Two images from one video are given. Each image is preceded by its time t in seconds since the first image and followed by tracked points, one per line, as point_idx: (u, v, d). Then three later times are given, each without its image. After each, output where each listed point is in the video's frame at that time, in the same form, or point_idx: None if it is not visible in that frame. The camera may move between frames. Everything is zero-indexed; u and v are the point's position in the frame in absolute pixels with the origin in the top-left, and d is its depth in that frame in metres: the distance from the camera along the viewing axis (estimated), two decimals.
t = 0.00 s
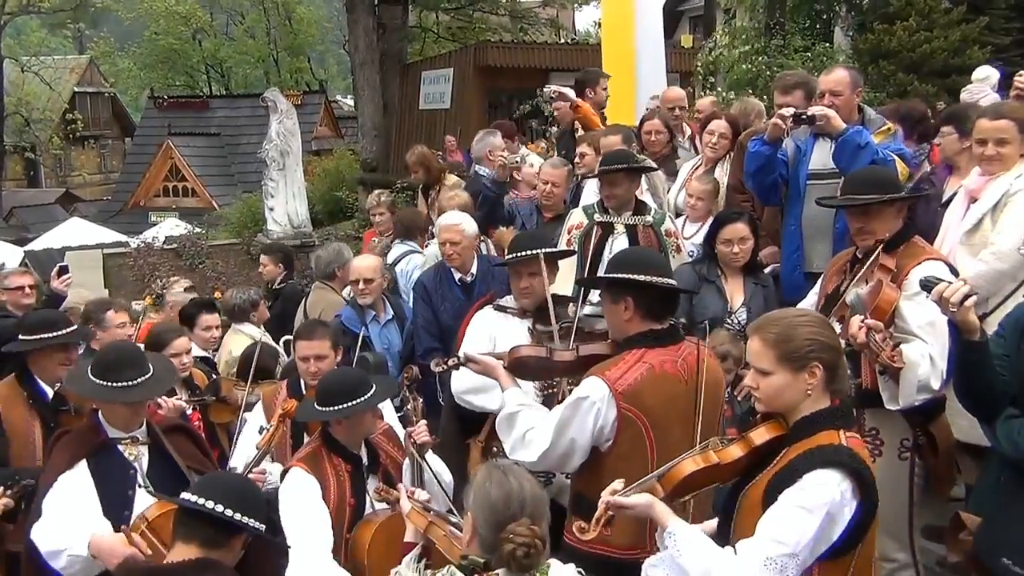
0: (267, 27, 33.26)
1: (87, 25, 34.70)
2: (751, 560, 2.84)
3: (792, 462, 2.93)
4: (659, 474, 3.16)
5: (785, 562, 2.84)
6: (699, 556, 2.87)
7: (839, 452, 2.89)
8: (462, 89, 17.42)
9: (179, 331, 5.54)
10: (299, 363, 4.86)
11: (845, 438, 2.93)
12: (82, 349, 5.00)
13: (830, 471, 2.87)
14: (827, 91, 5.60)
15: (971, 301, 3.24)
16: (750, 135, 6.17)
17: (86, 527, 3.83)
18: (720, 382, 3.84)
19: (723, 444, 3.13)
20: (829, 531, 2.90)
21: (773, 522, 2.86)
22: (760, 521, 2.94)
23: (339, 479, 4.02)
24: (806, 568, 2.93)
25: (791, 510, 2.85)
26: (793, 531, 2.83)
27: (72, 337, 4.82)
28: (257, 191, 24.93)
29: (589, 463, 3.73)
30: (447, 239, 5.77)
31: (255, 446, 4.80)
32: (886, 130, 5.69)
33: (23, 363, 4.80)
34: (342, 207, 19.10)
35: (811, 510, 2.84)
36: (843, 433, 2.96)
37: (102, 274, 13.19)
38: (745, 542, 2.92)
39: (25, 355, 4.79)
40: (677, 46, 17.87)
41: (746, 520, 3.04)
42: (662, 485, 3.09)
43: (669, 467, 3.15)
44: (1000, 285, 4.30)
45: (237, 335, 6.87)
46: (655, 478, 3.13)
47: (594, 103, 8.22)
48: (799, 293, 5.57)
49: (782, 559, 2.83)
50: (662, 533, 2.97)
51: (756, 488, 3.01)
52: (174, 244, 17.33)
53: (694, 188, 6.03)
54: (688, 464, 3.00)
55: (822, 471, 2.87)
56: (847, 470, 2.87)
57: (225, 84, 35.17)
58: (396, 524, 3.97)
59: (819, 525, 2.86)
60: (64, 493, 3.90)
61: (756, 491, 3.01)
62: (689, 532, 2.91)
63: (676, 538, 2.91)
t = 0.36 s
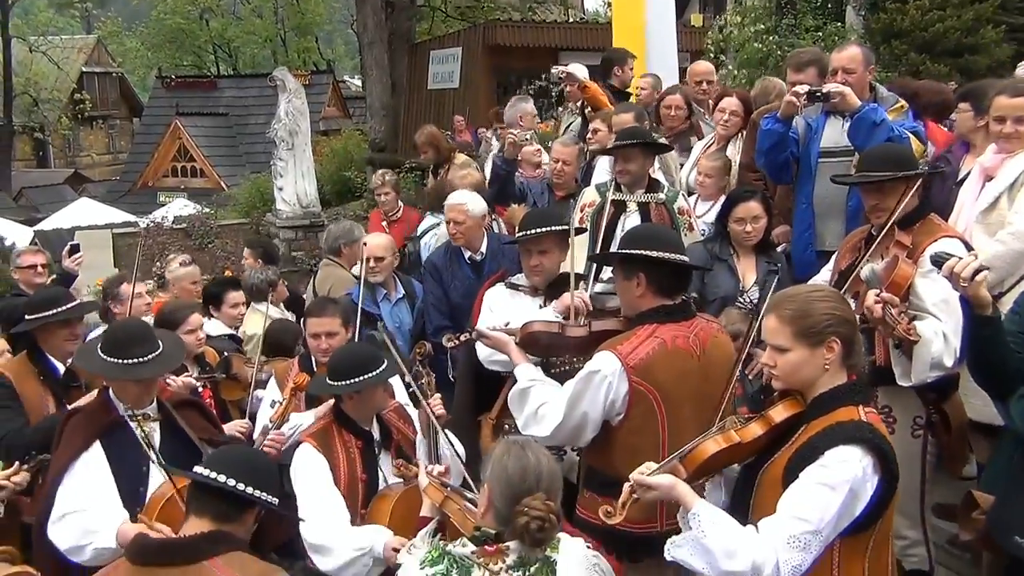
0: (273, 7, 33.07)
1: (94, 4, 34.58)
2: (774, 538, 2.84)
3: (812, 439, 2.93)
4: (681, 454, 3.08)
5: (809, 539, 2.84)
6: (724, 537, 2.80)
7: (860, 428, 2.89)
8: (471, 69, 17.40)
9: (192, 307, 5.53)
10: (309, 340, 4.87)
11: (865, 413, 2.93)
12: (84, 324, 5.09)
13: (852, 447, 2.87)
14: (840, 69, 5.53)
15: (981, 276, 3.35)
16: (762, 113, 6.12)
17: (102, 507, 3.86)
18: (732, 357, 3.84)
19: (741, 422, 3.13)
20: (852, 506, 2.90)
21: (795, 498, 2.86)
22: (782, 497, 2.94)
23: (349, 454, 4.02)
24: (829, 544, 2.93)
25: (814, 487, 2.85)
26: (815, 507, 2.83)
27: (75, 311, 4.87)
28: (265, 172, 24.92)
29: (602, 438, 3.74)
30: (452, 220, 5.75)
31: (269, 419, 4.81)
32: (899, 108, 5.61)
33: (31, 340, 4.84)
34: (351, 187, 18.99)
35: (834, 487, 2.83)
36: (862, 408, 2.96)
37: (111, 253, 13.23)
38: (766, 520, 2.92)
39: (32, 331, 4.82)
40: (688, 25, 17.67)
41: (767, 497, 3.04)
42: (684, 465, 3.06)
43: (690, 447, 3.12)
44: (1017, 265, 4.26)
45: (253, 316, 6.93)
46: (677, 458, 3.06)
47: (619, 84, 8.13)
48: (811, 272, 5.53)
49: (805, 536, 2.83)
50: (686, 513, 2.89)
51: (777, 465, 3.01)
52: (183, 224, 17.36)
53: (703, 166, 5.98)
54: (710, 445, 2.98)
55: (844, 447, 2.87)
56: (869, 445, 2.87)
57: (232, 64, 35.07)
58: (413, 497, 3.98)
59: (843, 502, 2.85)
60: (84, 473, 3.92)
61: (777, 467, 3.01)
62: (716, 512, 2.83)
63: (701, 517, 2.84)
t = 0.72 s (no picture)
0: None
1: None
2: (790, 519, 2.84)
3: (830, 420, 2.92)
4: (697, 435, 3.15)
5: (824, 521, 2.84)
6: (739, 517, 2.82)
7: (879, 409, 2.88)
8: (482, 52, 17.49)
9: (207, 286, 5.57)
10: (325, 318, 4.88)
11: (884, 394, 2.92)
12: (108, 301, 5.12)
13: (869, 430, 2.86)
14: (855, 45, 5.49)
15: (997, 254, 3.35)
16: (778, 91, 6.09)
17: (106, 485, 3.97)
18: (747, 334, 3.84)
19: (758, 402, 3.13)
20: (868, 488, 2.89)
21: (811, 479, 2.86)
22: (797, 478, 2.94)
23: (366, 429, 4.05)
24: (845, 525, 2.93)
25: (829, 468, 2.85)
26: (830, 488, 2.83)
27: (98, 285, 4.94)
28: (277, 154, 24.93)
29: (616, 415, 3.76)
30: (464, 199, 5.77)
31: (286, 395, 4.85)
32: (916, 84, 5.57)
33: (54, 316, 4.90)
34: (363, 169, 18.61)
35: (849, 470, 2.83)
36: (881, 389, 2.95)
37: (125, 235, 13.28)
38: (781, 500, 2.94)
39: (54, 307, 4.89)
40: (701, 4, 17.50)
41: (782, 478, 3.04)
42: (700, 447, 3.08)
43: (707, 429, 3.14)
44: None
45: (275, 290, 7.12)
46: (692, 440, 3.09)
47: (643, 66, 7.96)
48: (827, 250, 5.52)
49: (821, 518, 2.84)
50: (700, 495, 2.91)
51: (793, 444, 3.01)
52: (196, 205, 17.50)
53: (717, 143, 5.95)
54: (727, 426, 3.00)
55: (861, 429, 2.86)
56: (888, 428, 2.86)
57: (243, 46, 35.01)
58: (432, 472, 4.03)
59: (859, 484, 2.85)
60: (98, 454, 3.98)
61: (794, 447, 3.00)
62: (729, 493, 2.86)
63: (715, 499, 2.86)
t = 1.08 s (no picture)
0: None
1: None
2: (797, 507, 2.85)
3: (842, 411, 2.91)
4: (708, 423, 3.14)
5: (833, 512, 2.83)
6: (748, 505, 2.86)
7: (893, 402, 2.85)
8: (503, 37, 17.40)
9: (229, 270, 5.57)
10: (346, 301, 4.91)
11: (900, 386, 2.89)
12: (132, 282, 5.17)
13: (882, 423, 2.83)
14: (881, 31, 5.43)
15: None
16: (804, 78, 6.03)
17: (135, 465, 4.02)
18: (768, 319, 3.82)
19: (774, 389, 3.12)
20: (880, 480, 2.87)
21: (820, 470, 2.85)
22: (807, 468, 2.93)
23: (388, 412, 4.08)
24: (855, 517, 2.92)
25: (838, 460, 2.83)
26: (839, 480, 2.82)
27: (123, 268, 4.97)
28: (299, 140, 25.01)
29: (634, 398, 3.76)
30: (493, 182, 5.77)
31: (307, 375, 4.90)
32: (944, 69, 5.47)
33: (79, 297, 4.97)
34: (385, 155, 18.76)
35: (859, 463, 2.82)
36: (898, 381, 2.92)
37: (148, 219, 13.38)
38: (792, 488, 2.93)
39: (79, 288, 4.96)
40: None
41: (795, 466, 3.03)
42: (711, 434, 3.08)
43: (718, 415, 3.13)
44: None
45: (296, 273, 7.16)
46: (702, 427, 3.09)
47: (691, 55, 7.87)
48: (851, 238, 5.46)
49: (829, 509, 2.83)
50: (711, 483, 2.97)
51: (808, 432, 3.00)
52: (218, 191, 17.58)
53: (738, 130, 5.94)
54: (739, 415, 3.00)
55: (873, 423, 2.83)
56: (901, 422, 2.83)
57: (265, 32, 35.12)
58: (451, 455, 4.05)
59: (869, 477, 2.83)
60: (120, 433, 4.05)
61: (806, 437, 3.00)
62: (738, 482, 2.90)
63: (724, 486, 2.91)
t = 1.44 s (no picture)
0: None
1: None
2: (812, 510, 2.83)
3: (860, 416, 2.88)
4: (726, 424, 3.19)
5: (849, 516, 2.81)
6: (763, 506, 2.86)
7: (910, 407, 2.81)
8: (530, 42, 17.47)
9: (255, 272, 5.65)
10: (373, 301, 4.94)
11: (920, 392, 2.85)
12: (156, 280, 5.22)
13: (899, 427, 2.80)
14: (913, 37, 5.40)
15: None
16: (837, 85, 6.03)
17: (170, 461, 4.01)
18: (797, 325, 3.80)
19: (797, 392, 3.11)
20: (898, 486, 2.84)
21: (837, 474, 2.82)
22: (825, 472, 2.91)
23: (418, 411, 4.11)
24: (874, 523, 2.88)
25: (855, 464, 2.80)
26: (855, 483, 2.80)
27: (141, 265, 5.01)
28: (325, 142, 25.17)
29: (662, 403, 3.76)
30: (526, 183, 5.76)
31: (331, 374, 4.95)
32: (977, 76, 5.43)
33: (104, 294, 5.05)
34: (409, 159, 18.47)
35: (875, 467, 2.79)
36: (919, 387, 2.88)
37: (177, 219, 13.51)
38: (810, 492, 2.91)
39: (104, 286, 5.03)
40: None
41: (815, 470, 3.02)
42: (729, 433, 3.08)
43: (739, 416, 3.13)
44: None
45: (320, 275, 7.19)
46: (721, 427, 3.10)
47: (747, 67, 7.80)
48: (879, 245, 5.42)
49: (845, 513, 2.80)
50: (726, 483, 2.96)
51: (828, 437, 2.98)
52: (245, 192, 17.71)
53: (764, 134, 5.89)
54: (755, 415, 2.99)
55: (890, 426, 2.80)
56: (920, 427, 2.80)
57: (293, 35, 35.37)
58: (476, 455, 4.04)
59: (885, 482, 2.80)
60: (154, 431, 4.05)
61: (827, 439, 2.98)
62: (753, 483, 2.90)
63: (740, 486, 2.91)
